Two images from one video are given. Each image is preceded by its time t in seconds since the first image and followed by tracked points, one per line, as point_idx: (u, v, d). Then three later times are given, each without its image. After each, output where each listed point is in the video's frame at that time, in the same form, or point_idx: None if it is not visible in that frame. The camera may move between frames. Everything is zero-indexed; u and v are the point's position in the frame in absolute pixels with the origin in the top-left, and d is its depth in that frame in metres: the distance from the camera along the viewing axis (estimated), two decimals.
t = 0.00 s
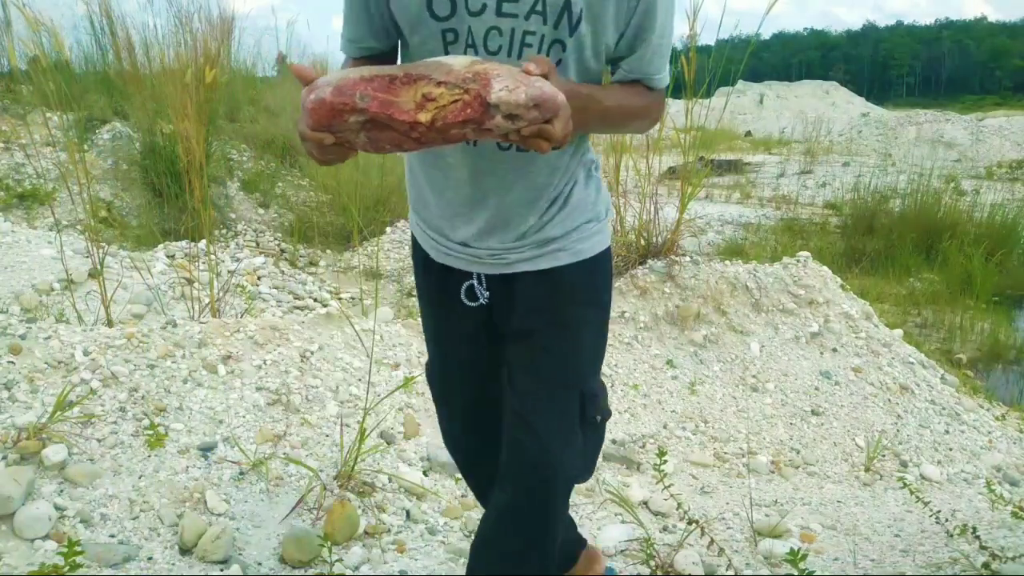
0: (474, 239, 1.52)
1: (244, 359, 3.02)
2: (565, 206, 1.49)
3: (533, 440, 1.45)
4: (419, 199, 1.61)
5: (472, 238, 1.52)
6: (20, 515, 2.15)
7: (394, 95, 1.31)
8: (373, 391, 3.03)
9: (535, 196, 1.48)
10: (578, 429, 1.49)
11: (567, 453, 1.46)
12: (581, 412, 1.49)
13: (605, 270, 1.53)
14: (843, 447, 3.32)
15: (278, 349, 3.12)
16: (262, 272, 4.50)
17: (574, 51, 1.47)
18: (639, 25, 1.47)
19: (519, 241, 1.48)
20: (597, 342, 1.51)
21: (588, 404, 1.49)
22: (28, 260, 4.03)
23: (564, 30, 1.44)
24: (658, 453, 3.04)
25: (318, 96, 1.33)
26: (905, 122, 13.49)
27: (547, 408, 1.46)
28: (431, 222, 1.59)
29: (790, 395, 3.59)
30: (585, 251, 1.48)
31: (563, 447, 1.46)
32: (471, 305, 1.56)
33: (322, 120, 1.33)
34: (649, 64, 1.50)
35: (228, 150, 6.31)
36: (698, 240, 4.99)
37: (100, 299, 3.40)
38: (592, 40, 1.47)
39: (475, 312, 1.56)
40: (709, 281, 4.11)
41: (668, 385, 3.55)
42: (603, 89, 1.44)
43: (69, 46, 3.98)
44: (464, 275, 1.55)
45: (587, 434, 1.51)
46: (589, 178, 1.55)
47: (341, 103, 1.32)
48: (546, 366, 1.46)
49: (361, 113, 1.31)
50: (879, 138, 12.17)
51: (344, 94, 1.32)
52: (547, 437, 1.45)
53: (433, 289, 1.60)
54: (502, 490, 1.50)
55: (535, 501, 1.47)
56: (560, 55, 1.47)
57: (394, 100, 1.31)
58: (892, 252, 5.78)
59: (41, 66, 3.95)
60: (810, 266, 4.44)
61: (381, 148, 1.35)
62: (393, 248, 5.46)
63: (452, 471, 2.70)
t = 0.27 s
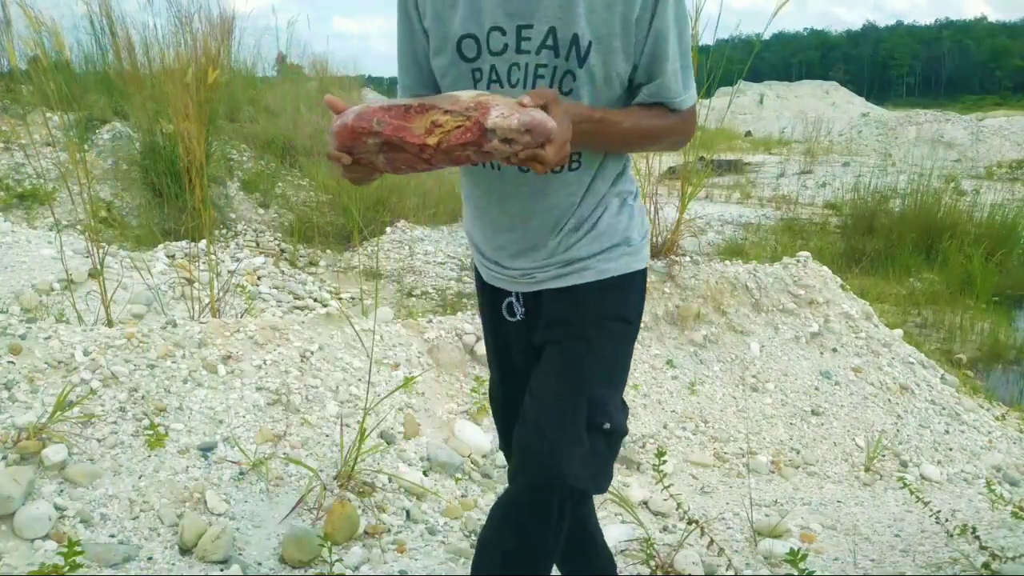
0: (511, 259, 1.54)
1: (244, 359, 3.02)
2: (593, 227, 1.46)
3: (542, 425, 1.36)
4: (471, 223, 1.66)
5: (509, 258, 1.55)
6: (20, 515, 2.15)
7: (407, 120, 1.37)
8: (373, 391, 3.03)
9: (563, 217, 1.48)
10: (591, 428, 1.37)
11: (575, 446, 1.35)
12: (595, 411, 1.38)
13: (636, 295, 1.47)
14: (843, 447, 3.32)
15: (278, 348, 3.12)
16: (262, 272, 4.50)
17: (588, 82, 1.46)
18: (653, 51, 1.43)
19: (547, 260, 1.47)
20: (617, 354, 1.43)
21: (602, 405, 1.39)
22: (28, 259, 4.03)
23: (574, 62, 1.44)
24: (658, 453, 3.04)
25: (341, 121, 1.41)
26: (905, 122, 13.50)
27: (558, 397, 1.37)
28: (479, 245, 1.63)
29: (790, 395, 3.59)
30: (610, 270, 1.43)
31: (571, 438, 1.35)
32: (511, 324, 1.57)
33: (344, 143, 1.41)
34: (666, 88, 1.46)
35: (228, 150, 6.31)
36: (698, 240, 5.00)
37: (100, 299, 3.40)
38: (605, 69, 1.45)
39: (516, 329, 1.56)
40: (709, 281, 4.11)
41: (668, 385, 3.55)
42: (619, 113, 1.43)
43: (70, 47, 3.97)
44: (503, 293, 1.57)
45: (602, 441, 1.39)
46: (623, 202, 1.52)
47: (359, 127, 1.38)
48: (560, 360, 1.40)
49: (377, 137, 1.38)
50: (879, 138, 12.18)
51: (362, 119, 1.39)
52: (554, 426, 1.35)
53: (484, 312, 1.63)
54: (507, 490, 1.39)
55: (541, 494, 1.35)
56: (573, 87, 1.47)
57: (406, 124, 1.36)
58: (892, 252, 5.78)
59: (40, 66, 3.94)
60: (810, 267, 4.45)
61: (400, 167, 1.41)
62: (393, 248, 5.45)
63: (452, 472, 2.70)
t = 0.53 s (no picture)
0: (538, 248, 1.62)
1: (244, 358, 3.02)
2: (622, 220, 1.53)
3: (559, 410, 1.42)
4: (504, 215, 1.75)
5: (538, 250, 1.62)
6: (20, 515, 2.15)
7: (427, 110, 1.47)
8: (373, 391, 3.03)
9: (594, 209, 1.56)
10: (609, 414, 1.42)
11: (589, 431, 1.39)
12: (614, 398, 1.42)
13: (660, 291, 1.54)
14: (843, 447, 3.32)
15: (278, 348, 3.11)
16: (261, 272, 4.50)
17: (614, 71, 1.54)
18: (676, 40, 1.51)
19: (574, 250, 1.55)
20: (642, 344, 1.48)
21: (623, 392, 1.43)
22: (28, 260, 4.03)
23: (601, 51, 1.52)
24: (658, 453, 3.04)
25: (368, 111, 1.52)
26: (905, 122, 13.49)
27: (578, 383, 1.43)
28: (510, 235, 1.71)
29: (790, 396, 3.59)
30: (635, 264, 1.51)
31: (585, 424, 1.39)
32: (539, 315, 1.66)
33: (370, 130, 1.52)
34: (688, 75, 1.52)
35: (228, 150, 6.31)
36: (698, 240, 5.00)
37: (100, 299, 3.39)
38: (630, 59, 1.53)
39: (540, 321, 1.66)
40: (709, 280, 4.11)
41: (668, 385, 3.54)
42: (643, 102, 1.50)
43: (70, 47, 3.97)
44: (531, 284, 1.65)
45: (623, 429, 1.43)
46: (652, 199, 1.59)
47: (383, 116, 1.49)
48: (585, 348, 1.46)
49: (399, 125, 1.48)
50: (879, 138, 12.17)
51: (387, 108, 1.50)
52: (572, 413, 1.41)
53: (512, 304, 1.72)
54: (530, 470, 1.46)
55: (554, 476, 1.41)
56: (601, 76, 1.55)
57: (426, 114, 1.46)
58: (892, 252, 5.78)
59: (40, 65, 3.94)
60: (810, 266, 4.45)
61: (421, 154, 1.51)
62: (393, 248, 5.45)
63: (452, 471, 2.70)
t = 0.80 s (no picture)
0: (561, 248, 1.69)
1: (244, 358, 3.02)
2: (643, 220, 1.59)
3: (562, 394, 1.41)
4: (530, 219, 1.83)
5: (562, 251, 1.69)
6: (20, 515, 2.15)
7: (447, 128, 1.53)
8: (373, 391, 3.03)
9: (617, 210, 1.62)
10: (613, 396, 1.41)
11: (591, 412, 1.38)
12: (618, 380, 1.41)
13: (675, 286, 1.56)
14: (843, 447, 3.32)
15: (278, 348, 3.11)
16: (261, 272, 4.50)
17: (635, 79, 1.59)
18: (693, 47, 1.53)
19: (596, 250, 1.62)
20: (651, 333, 1.49)
21: (627, 374, 1.42)
22: (28, 260, 4.03)
23: (620, 59, 1.58)
24: (658, 453, 3.04)
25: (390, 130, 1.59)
26: (905, 122, 13.50)
27: (582, 369, 1.43)
28: (535, 237, 1.79)
29: (790, 396, 3.59)
30: (653, 260, 1.55)
31: (589, 404, 1.39)
32: (559, 312, 1.73)
33: (392, 148, 1.59)
34: (706, 81, 1.53)
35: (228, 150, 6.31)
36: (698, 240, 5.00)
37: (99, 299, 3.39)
38: (650, 66, 1.57)
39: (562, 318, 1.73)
40: (709, 280, 4.11)
41: (668, 384, 3.53)
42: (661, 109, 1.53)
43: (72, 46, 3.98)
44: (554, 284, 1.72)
45: (629, 411, 1.42)
46: (673, 199, 1.63)
47: (405, 134, 1.56)
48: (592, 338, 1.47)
49: (420, 142, 1.55)
50: (879, 138, 12.17)
51: (408, 127, 1.56)
52: (586, 390, 1.40)
53: (534, 303, 1.78)
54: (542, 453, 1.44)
55: (562, 460, 1.39)
56: (621, 83, 1.59)
57: (446, 131, 1.53)
58: (892, 252, 5.78)
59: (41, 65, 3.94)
60: (809, 267, 4.45)
61: (442, 170, 1.58)
62: (393, 248, 5.45)
63: (452, 471, 2.70)
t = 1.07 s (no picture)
0: (567, 251, 1.72)
1: (244, 358, 3.02)
2: (643, 224, 1.59)
3: (532, 398, 1.45)
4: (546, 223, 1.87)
5: (567, 255, 1.72)
6: (20, 515, 2.15)
7: (457, 144, 1.57)
8: (373, 391, 3.03)
9: (621, 214, 1.64)
10: (582, 398, 1.43)
11: (557, 412, 1.41)
12: (587, 382, 1.44)
13: (667, 293, 1.55)
14: (843, 447, 3.32)
15: (278, 348, 3.11)
16: (262, 272, 4.50)
17: (643, 91, 1.59)
18: (703, 55, 1.51)
19: (597, 254, 1.63)
20: (632, 337, 1.50)
21: (597, 377, 1.45)
22: (28, 260, 4.03)
23: (626, 71, 1.58)
24: (658, 453, 3.04)
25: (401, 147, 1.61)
26: (905, 122, 13.51)
27: (554, 373, 1.47)
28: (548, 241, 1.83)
29: (790, 396, 3.59)
30: (647, 265, 1.55)
31: (555, 405, 1.42)
32: (566, 314, 1.78)
33: (403, 163, 1.61)
34: (720, 89, 1.52)
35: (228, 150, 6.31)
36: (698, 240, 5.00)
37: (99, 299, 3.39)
38: (658, 77, 1.57)
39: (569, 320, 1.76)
40: (709, 280, 4.11)
41: (668, 384, 3.53)
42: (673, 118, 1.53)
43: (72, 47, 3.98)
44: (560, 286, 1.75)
45: (599, 414, 1.44)
46: (679, 202, 1.63)
47: (416, 150, 1.58)
48: (569, 343, 1.50)
49: (431, 158, 1.57)
50: (879, 138, 12.17)
51: (418, 143, 1.58)
52: (564, 390, 1.43)
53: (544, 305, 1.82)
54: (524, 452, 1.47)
55: (530, 460, 1.43)
56: (629, 95, 1.60)
57: (457, 147, 1.56)
58: (892, 252, 5.78)
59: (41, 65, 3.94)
60: (810, 267, 4.45)
61: (453, 184, 1.61)
62: (393, 248, 5.45)
63: (452, 471, 2.70)
